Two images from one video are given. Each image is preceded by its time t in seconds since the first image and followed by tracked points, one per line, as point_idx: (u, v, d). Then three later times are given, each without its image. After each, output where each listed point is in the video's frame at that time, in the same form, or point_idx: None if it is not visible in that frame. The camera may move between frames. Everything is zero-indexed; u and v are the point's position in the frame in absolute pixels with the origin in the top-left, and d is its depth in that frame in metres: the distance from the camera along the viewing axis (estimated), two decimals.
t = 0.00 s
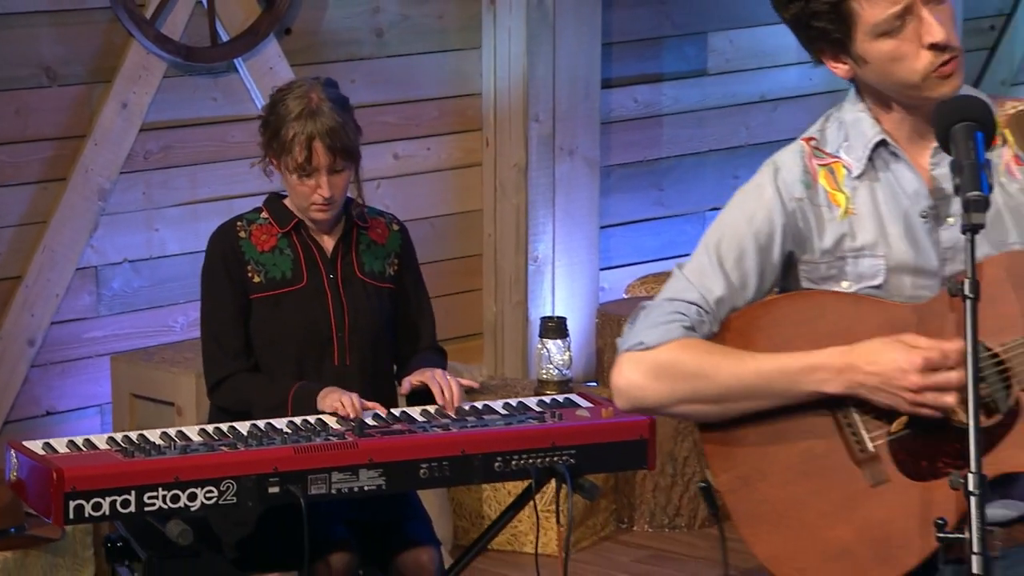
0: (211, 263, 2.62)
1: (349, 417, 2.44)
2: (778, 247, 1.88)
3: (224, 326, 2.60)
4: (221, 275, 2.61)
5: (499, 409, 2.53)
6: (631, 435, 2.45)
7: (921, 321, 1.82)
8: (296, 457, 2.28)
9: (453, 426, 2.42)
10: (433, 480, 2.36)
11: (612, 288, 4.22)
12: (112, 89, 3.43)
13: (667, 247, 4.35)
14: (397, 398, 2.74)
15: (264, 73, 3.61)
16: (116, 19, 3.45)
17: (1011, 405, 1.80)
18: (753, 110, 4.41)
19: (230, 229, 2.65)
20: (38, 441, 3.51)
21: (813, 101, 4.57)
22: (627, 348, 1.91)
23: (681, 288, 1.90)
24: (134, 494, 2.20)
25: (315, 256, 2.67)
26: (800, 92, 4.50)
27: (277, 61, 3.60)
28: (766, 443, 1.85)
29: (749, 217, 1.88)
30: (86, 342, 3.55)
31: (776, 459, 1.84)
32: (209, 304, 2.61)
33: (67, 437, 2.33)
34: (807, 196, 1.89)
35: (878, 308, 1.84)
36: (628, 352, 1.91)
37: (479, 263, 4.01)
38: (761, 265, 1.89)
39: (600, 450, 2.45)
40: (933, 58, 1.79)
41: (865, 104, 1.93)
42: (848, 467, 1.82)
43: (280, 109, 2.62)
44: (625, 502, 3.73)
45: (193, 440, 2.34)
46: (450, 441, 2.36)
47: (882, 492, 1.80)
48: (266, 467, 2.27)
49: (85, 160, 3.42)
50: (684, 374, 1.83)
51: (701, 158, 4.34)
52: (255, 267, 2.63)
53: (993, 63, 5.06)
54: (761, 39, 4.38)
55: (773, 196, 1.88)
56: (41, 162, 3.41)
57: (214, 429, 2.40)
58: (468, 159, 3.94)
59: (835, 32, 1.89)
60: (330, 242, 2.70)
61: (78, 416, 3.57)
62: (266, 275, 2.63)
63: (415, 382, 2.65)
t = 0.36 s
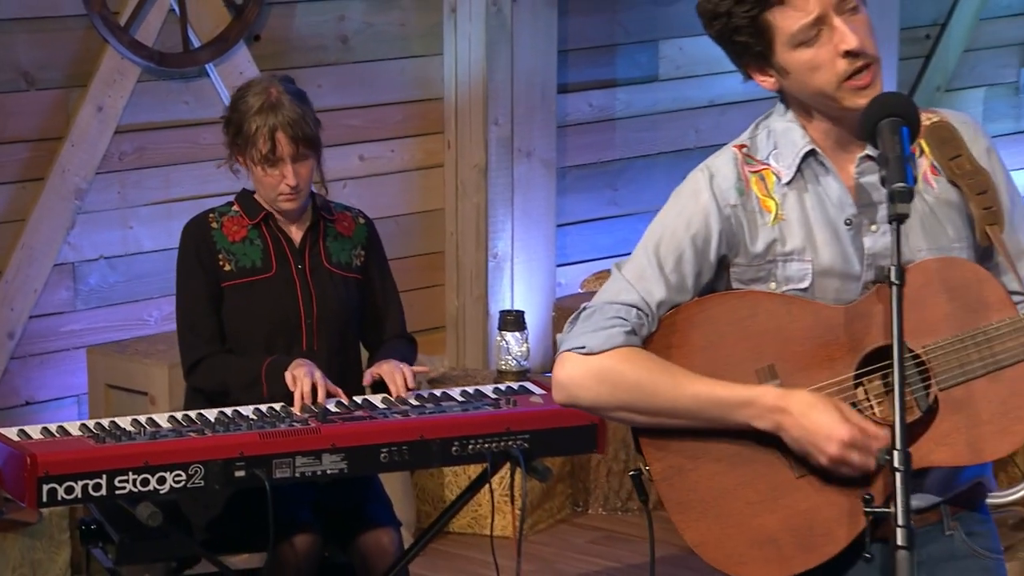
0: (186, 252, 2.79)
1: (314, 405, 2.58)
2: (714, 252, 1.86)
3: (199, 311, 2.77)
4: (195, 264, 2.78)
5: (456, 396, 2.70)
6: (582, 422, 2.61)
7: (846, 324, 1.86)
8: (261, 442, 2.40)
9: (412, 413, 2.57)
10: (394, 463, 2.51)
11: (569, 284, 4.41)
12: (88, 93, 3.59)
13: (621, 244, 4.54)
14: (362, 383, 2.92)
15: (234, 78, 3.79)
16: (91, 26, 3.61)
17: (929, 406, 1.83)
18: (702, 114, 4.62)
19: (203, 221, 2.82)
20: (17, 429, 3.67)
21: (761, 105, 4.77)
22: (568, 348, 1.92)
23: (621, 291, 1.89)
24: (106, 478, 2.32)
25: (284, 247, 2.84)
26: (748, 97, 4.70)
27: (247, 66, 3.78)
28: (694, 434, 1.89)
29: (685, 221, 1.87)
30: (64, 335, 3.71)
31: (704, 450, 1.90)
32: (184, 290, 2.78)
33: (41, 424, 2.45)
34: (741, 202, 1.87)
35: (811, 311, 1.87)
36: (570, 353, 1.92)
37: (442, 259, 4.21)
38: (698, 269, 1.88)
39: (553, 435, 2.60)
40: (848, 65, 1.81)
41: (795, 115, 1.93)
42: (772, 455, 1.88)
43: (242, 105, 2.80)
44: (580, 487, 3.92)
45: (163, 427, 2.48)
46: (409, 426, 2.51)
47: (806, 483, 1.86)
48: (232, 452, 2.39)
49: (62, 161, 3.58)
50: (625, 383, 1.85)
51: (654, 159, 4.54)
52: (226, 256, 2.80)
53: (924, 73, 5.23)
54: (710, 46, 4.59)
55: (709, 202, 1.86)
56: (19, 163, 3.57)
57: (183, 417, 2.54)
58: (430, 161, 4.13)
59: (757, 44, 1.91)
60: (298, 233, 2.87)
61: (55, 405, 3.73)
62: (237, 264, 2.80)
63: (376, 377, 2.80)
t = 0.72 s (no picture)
0: (156, 251, 2.97)
1: (279, 393, 2.71)
2: (676, 244, 1.89)
3: (170, 306, 2.94)
4: (166, 260, 2.96)
5: (417, 385, 2.83)
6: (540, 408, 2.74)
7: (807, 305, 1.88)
8: (229, 430, 2.51)
9: (376, 401, 2.69)
10: (358, 450, 2.61)
11: (527, 281, 4.62)
12: (67, 98, 3.76)
13: (578, 243, 4.76)
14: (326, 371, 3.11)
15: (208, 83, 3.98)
16: (69, 34, 3.78)
17: (892, 378, 1.85)
18: (655, 119, 4.85)
19: (171, 221, 3.00)
20: None
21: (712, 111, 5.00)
22: (543, 345, 1.93)
23: (589, 288, 1.92)
24: (80, 463, 2.42)
25: (250, 242, 3.02)
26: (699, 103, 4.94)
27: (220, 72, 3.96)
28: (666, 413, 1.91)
29: (647, 217, 1.89)
30: (44, 329, 3.88)
31: (681, 430, 1.91)
32: (155, 286, 2.96)
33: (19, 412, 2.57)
34: (699, 196, 1.90)
35: (775, 296, 1.89)
36: (545, 350, 1.93)
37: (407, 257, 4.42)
38: (662, 262, 1.90)
39: (511, 423, 2.70)
40: (794, 56, 1.85)
41: (745, 109, 1.97)
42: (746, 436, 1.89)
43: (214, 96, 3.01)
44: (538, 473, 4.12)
45: (134, 415, 2.58)
46: (372, 414, 2.61)
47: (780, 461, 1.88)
48: (201, 439, 2.49)
49: (42, 162, 3.75)
50: (597, 367, 1.86)
51: (609, 162, 4.76)
52: (195, 252, 2.98)
53: (866, 78, 5.53)
54: (662, 55, 4.82)
55: (668, 197, 1.89)
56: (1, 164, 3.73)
57: (154, 405, 2.65)
58: (395, 163, 4.34)
59: (708, 42, 1.96)
60: (264, 228, 3.06)
61: (35, 396, 3.89)
62: (206, 259, 2.98)
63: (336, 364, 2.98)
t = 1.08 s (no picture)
0: (126, 253, 3.15)
1: (246, 389, 2.90)
2: (631, 249, 2.00)
3: (141, 305, 3.13)
4: (136, 262, 3.14)
5: (382, 378, 3.01)
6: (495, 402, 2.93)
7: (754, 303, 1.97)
8: (199, 423, 2.69)
9: (339, 395, 2.88)
10: (323, 441, 2.80)
11: (489, 282, 4.85)
12: (47, 107, 3.94)
13: (539, 245, 5.00)
14: (292, 364, 3.32)
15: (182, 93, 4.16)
16: (48, 46, 3.95)
17: (833, 364, 1.90)
18: (611, 128, 5.11)
19: (140, 224, 3.18)
20: None
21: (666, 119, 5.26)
22: (506, 347, 2.04)
23: (550, 293, 2.03)
24: (55, 455, 2.60)
25: (216, 243, 3.21)
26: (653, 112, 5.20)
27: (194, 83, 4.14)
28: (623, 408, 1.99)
29: (603, 224, 2.00)
30: (25, 328, 4.05)
31: (636, 423, 1.99)
32: (126, 286, 3.14)
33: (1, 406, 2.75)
34: (653, 202, 2.00)
35: (720, 294, 1.99)
36: (508, 352, 2.04)
37: (374, 260, 4.63)
38: (618, 266, 2.01)
39: (468, 414, 2.91)
40: (736, 58, 1.94)
41: (698, 118, 2.06)
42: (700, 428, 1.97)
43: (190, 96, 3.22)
44: (500, 464, 4.34)
45: (109, 408, 2.77)
46: (336, 407, 2.80)
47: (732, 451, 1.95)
48: (172, 432, 2.68)
49: (23, 169, 3.92)
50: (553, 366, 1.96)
51: (567, 169, 5.01)
52: (164, 253, 3.16)
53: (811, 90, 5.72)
54: (617, 67, 5.09)
55: (623, 205, 1.99)
56: None
57: (127, 399, 2.83)
58: (363, 169, 4.55)
59: (657, 49, 2.06)
60: (229, 229, 3.25)
61: (16, 393, 4.06)
62: (174, 259, 3.16)
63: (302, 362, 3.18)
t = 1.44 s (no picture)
0: (104, 265, 3.35)
1: (219, 393, 3.09)
2: (576, 263, 2.13)
3: (119, 313, 3.32)
4: (112, 274, 3.33)
5: (349, 382, 3.21)
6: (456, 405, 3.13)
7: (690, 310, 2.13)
8: (174, 425, 2.87)
9: (308, 398, 3.06)
10: (292, 442, 2.98)
11: (456, 291, 5.11)
12: (31, 125, 4.13)
13: (503, 257, 5.25)
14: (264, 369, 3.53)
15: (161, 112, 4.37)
16: (32, 67, 4.15)
17: (762, 372, 2.13)
18: (572, 145, 5.38)
19: (116, 236, 3.37)
20: None
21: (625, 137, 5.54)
22: (456, 356, 2.19)
23: (498, 304, 2.17)
24: (35, 456, 2.76)
25: (188, 254, 3.41)
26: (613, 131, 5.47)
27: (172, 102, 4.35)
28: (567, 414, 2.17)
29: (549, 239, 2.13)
30: (11, 336, 4.23)
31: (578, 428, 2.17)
32: (105, 295, 3.34)
33: None
34: (597, 219, 2.13)
35: (659, 305, 2.14)
36: (458, 360, 2.19)
37: (346, 270, 4.86)
38: (564, 279, 2.15)
39: (431, 416, 3.11)
40: (667, 76, 2.09)
41: (637, 139, 2.19)
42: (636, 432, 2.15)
43: (166, 112, 3.45)
44: (466, 464, 4.56)
45: (87, 411, 2.94)
46: (306, 410, 2.98)
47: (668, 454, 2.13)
48: (148, 434, 2.85)
49: (8, 184, 4.11)
50: (497, 381, 2.13)
51: (530, 184, 5.27)
52: (138, 264, 3.36)
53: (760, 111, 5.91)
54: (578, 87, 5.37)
55: (568, 221, 2.12)
56: None
57: (105, 403, 3.00)
58: (336, 184, 4.79)
59: (593, 73, 2.19)
60: (201, 240, 3.45)
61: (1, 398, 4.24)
62: (148, 269, 3.36)
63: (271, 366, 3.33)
